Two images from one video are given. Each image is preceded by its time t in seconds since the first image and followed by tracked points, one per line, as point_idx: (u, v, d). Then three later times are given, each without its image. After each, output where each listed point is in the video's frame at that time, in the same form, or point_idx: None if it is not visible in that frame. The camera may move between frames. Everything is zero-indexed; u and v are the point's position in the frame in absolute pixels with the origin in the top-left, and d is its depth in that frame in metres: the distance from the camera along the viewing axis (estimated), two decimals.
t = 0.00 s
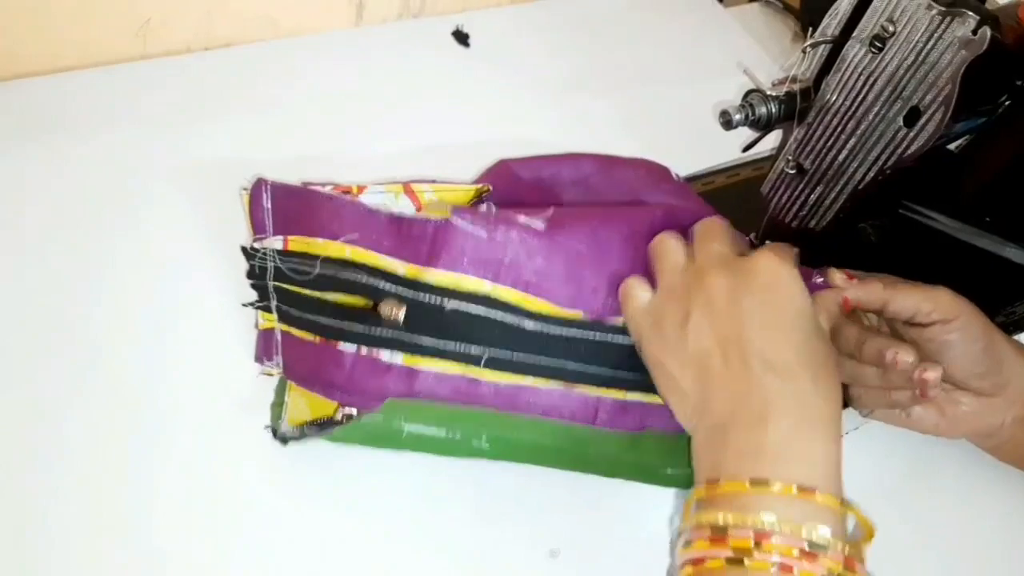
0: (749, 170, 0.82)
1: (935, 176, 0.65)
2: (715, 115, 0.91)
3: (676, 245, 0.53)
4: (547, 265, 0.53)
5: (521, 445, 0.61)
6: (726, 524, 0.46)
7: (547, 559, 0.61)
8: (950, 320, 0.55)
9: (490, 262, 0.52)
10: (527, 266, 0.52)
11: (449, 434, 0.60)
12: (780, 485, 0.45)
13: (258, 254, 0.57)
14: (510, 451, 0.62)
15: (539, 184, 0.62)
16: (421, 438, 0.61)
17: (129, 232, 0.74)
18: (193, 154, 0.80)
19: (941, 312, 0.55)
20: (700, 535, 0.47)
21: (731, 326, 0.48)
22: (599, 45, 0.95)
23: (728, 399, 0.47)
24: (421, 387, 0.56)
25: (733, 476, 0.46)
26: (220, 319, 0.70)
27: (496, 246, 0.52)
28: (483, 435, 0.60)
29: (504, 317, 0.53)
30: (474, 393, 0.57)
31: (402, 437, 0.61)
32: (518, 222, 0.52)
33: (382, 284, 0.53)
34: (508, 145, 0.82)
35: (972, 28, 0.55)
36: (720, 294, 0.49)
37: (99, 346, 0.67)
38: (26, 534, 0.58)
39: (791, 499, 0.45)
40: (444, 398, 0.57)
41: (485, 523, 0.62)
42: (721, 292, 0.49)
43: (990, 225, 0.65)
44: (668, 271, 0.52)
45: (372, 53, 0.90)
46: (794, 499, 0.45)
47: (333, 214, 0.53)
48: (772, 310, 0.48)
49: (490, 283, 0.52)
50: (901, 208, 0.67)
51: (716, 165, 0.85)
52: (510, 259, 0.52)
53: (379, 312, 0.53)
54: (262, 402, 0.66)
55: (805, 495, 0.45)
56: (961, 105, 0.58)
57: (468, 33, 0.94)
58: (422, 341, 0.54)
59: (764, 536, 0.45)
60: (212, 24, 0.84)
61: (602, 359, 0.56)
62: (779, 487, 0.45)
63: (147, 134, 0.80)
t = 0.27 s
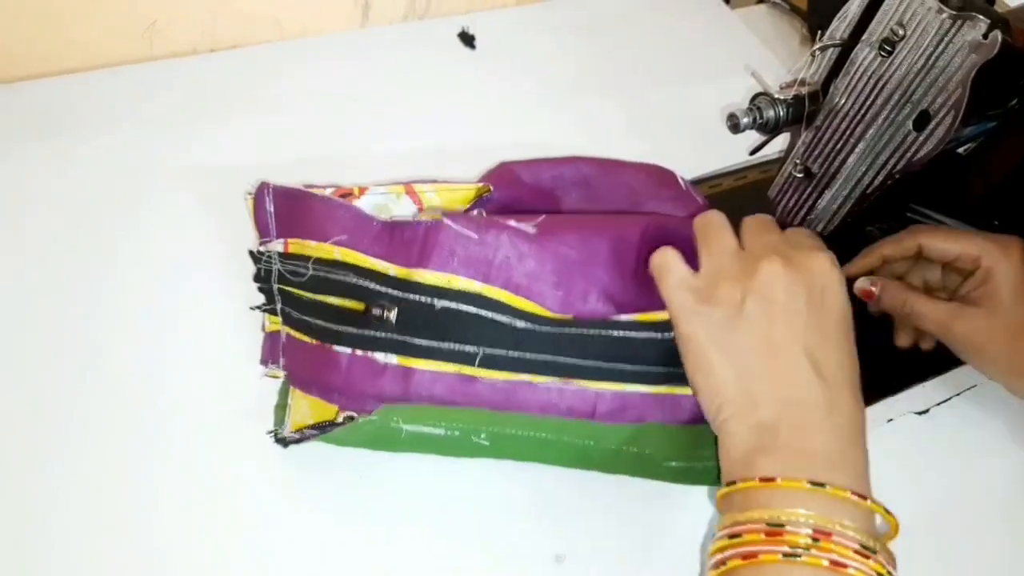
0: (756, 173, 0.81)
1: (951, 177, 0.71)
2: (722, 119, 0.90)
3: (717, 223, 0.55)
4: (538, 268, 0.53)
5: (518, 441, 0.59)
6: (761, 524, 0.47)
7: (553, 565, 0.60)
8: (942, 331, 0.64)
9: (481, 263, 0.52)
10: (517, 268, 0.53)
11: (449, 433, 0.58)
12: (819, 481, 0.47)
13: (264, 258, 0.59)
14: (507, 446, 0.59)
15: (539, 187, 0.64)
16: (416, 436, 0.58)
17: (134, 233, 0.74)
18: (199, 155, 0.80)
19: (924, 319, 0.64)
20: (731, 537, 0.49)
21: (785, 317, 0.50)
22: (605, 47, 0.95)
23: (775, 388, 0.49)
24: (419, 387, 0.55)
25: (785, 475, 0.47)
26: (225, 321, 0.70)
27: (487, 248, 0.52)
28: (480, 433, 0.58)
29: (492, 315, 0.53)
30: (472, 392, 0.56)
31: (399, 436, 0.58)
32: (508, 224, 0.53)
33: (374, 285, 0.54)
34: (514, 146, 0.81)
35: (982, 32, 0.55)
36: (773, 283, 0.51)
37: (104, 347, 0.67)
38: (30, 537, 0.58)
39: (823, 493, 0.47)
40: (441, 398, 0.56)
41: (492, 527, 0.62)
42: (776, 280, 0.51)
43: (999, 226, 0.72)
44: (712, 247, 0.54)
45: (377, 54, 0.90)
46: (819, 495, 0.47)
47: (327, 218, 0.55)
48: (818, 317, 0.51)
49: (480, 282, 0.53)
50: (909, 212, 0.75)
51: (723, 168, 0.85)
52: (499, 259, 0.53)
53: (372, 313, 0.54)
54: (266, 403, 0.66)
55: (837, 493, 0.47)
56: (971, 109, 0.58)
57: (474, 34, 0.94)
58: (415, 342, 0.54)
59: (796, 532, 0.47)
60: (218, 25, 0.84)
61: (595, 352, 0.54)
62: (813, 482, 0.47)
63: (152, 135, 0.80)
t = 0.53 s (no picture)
0: (753, 171, 0.83)
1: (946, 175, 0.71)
2: (718, 117, 0.91)
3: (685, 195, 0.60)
4: (498, 237, 0.55)
5: (479, 386, 0.58)
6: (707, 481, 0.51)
7: (548, 559, 0.61)
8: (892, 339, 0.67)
9: (442, 227, 0.55)
10: (477, 232, 0.55)
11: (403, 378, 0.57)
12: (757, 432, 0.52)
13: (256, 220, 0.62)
14: (467, 398, 0.59)
15: (535, 174, 0.64)
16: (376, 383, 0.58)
17: (135, 229, 0.74)
18: (199, 152, 0.80)
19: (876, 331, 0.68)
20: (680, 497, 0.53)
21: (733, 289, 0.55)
22: (604, 45, 0.95)
23: (715, 351, 0.54)
24: (380, 330, 0.56)
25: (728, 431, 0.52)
26: (224, 317, 0.70)
27: (449, 210, 0.54)
28: (438, 380, 0.58)
29: (449, 272, 0.55)
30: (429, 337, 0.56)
31: (359, 382, 0.58)
32: (474, 194, 0.55)
33: (339, 237, 0.56)
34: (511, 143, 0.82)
35: (976, 30, 0.55)
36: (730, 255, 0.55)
37: (105, 343, 0.67)
38: (32, 531, 0.58)
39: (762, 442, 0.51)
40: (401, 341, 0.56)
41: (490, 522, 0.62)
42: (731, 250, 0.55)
43: (994, 226, 0.72)
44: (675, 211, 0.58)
45: (377, 52, 0.91)
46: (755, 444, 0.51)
47: (306, 178, 0.59)
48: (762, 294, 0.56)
49: (439, 238, 0.55)
50: (905, 209, 0.75)
51: (719, 165, 0.86)
52: (460, 226, 0.55)
53: (335, 261, 0.56)
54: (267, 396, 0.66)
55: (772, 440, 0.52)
56: (964, 106, 0.59)
57: (472, 32, 0.94)
58: (375, 290, 0.55)
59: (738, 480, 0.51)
60: (218, 23, 0.85)
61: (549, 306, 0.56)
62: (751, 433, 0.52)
63: (153, 132, 0.80)
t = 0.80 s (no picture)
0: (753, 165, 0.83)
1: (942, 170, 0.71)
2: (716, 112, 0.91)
3: (770, 205, 0.56)
4: (503, 240, 0.57)
5: (474, 397, 0.58)
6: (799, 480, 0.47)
7: (547, 555, 0.61)
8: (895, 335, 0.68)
9: (445, 228, 0.57)
10: (481, 237, 0.56)
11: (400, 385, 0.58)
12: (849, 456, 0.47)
13: (259, 211, 0.65)
14: (462, 406, 0.59)
15: (534, 169, 0.65)
16: (372, 387, 0.59)
17: (135, 225, 0.74)
18: (197, 148, 0.80)
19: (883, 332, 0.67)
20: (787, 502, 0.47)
21: (833, 291, 0.52)
22: (601, 41, 0.96)
23: (826, 357, 0.50)
24: (378, 337, 0.57)
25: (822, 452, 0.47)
26: (222, 314, 0.70)
27: (456, 213, 0.56)
28: (433, 389, 0.58)
29: (454, 277, 0.56)
30: (427, 345, 0.57)
31: (355, 386, 0.59)
32: (479, 194, 0.57)
33: (346, 236, 0.58)
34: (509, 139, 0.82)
35: (972, 25, 0.55)
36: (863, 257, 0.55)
37: (105, 340, 0.67)
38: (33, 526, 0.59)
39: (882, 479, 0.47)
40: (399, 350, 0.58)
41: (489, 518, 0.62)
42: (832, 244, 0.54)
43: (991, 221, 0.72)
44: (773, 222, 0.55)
45: (374, 49, 0.91)
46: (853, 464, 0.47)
47: (317, 175, 0.61)
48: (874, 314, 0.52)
49: (443, 244, 0.56)
50: (903, 205, 0.74)
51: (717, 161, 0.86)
52: (467, 227, 0.56)
53: (338, 262, 0.58)
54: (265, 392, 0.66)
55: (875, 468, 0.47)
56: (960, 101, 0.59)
57: (469, 29, 0.94)
58: (377, 294, 0.57)
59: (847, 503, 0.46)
60: (215, 20, 0.85)
61: (558, 319, 0.55)
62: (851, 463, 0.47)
63: (151, 129, 0.81)
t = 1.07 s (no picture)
0: (753, 168, 0.83)
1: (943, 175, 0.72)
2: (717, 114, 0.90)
3: (762, 291, 0.57)
4: (501, 250, 0.57)
5: (468, 410, 0.58)
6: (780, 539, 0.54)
7: (545, 559, 0.61)
8: (893, 318, 0.69)
9: (445, 238, 0.56)
10: (480, 247, 0.57)
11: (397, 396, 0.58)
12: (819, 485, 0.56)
13: (259, 212, 0.64)
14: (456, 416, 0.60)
15: (535, 170, 0.66)
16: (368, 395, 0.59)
17: (134, 229, 0.74)
18: (196, 151, 0.80)
19: (880, 308, 0.70)
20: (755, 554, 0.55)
21: (793, 370, 0.59)
22: (602, 43, 0.95)
23: (784, 429, 0.57)
24: (373, 349, 0.57)
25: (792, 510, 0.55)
26: (221, 319, 0.70)
27: (455, 224, 0.56)
28: (429, 401, 0.58)
29: (452, 289, 0.56)
30: (422, 360, 0.58)
31: (351, 395, 0.60)
32: (479, 205, 0.57)
33: (343, 244, 0.58)
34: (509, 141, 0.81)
35: (974, 27, 0.55)
36: (822, 319, 0.60)
37: (104, 344, 0.67)
38: (31, 533, 0.59)
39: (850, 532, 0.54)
40: (395, 361, 0.58)
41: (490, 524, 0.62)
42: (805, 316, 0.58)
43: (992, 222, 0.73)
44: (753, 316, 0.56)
45: (374, 51, 0.90)
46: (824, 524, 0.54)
47: (315, 179, 0.60)
48: (830, 381, 0.60)
49: (441, 256, 0.56)
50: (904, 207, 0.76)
51: (717, 163, 0.85)
52: (466, 237, 0.56)
53: (336, 271, 0.57)
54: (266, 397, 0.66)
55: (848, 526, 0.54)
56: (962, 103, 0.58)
57: (470, 30, 0.94)
58: (375, 304, 0.57)
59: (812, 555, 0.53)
60: (214, 22, 0.85)
61: (553, 335, 0.56)
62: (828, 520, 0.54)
63: (150, 132, 0.80)
